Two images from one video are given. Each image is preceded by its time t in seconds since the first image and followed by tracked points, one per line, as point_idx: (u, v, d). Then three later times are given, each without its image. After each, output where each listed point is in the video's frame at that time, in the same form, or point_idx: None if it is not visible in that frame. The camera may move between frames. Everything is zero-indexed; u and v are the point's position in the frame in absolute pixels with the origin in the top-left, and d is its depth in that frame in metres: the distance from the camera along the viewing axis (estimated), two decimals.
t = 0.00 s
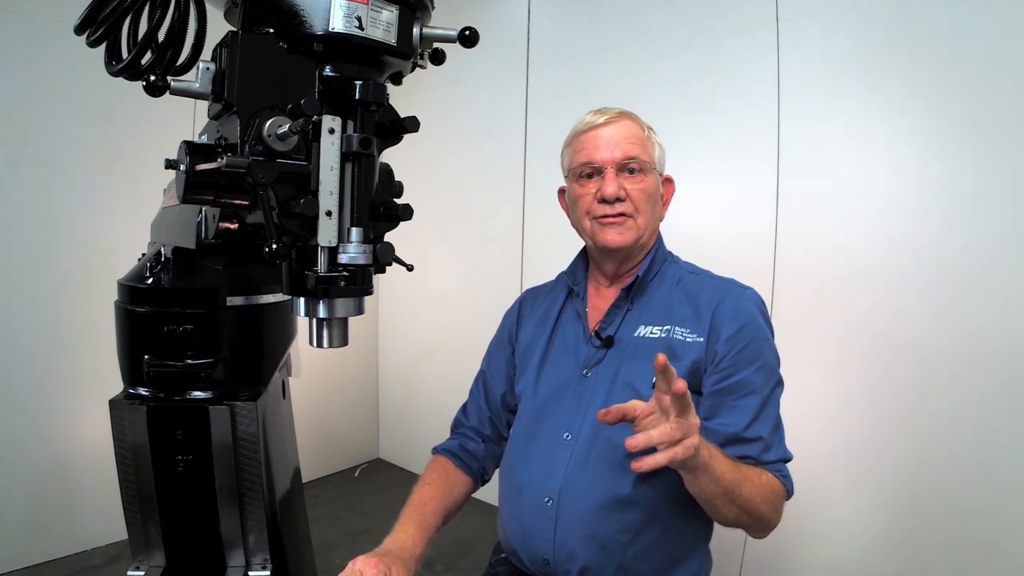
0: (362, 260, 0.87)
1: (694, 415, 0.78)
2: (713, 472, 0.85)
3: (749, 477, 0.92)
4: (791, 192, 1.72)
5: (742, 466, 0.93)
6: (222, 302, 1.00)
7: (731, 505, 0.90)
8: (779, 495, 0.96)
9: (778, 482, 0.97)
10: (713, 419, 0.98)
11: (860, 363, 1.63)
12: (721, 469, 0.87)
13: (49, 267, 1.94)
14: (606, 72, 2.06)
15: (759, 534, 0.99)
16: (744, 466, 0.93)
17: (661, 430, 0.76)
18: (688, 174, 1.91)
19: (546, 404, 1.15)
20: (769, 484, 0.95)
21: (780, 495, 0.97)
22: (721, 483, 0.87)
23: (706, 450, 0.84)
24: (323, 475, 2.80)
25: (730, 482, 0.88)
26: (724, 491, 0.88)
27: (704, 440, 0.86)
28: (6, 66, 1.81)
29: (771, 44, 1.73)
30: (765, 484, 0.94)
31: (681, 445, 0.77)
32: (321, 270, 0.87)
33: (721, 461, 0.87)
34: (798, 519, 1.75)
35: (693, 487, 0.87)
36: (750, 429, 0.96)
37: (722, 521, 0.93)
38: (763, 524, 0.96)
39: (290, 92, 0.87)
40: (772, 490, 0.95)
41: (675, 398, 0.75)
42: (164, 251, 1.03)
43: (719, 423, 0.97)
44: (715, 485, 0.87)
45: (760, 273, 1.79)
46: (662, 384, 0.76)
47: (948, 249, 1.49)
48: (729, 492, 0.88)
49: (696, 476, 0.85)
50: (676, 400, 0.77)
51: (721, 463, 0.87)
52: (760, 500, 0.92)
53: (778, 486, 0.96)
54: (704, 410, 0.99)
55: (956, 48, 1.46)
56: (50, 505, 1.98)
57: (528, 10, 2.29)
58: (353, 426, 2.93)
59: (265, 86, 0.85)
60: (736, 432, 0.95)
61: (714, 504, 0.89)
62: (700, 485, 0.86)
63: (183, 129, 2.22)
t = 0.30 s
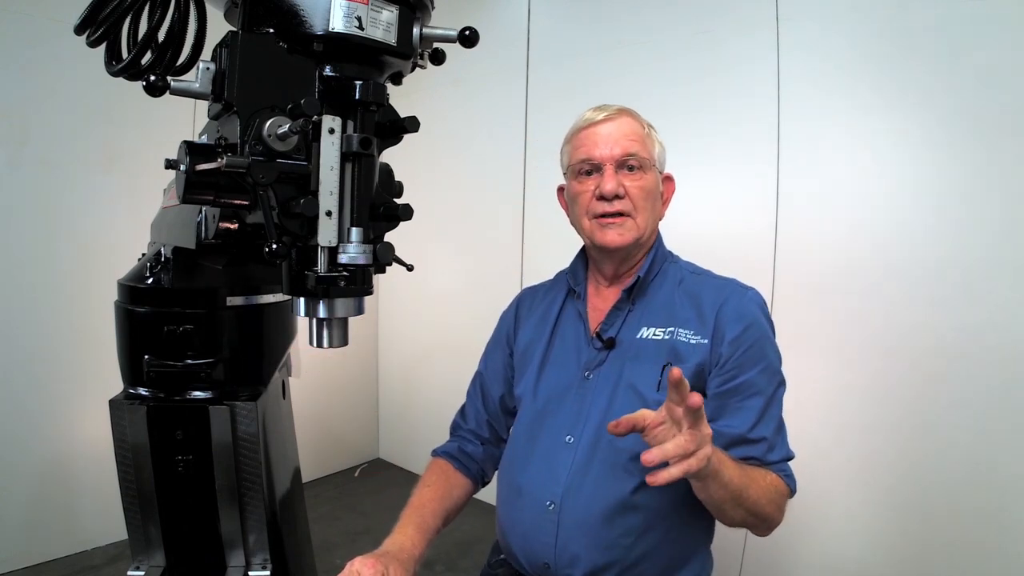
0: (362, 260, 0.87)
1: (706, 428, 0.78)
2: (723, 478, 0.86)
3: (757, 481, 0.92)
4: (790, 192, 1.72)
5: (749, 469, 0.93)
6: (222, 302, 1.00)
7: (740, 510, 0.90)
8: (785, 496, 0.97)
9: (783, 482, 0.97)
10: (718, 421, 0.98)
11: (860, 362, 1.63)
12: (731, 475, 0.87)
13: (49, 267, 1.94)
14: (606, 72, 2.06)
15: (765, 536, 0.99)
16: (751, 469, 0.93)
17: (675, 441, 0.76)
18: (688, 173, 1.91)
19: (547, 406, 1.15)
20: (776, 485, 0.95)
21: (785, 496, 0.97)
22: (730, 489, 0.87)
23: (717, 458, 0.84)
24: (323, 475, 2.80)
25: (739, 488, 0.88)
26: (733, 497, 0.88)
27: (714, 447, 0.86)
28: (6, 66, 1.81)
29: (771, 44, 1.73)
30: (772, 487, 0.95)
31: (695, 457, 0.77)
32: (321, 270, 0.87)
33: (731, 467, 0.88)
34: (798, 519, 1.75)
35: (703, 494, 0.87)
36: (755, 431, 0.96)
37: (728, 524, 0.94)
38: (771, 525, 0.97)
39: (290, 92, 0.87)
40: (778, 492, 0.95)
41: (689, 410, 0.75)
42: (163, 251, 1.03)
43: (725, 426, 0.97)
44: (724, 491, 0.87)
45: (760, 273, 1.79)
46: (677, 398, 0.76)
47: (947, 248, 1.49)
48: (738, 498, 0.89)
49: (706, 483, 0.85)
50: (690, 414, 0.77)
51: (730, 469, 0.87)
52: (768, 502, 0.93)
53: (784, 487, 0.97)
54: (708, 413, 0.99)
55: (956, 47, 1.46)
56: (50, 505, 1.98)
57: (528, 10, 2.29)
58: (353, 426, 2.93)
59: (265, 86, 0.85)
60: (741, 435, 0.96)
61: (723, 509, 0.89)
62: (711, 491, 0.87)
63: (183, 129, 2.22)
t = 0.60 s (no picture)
0: (362, 260, 0.87)
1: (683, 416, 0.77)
2: (711, 478, 0.86)
3: (750, 484, 0.92)
4: (791, 192, 1.72)
5: (742, 472, 0.93)
6: (222, 302, 1.00)
7: (731, 512, 0.90)
8: (782, 502, 0.96)
9: (780, 488, 0.97)
10: (714, 425, 0.99)
11: (860, 362, 1.63)
12: (719, 475, 0.87)
13: (49, 267, 1.94)
14: (606, 72, 2.06)
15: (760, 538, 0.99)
16: (744, 472, 0.93)
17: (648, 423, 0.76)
18: (688, 173, 1.91)
19: (547, 406, 1.15)
20: (771, 491, 0.95)
21: (783, 502, 0.97)
22: (719, 489, 0.87)
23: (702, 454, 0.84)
24: (323, 475, 2.80)
25: (727, 489, 0.88)
26: (721, 497, 0.88)
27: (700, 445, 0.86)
28: (6, 66, 1.81)
29: (772, 44, 1.73)
30: (767, 492, 0.94)
31: (671, 445, 0.76)
32: (321, 270, 0.87)
33: (718, 467, 0.87)
34: (798, 519, 1.75)
35: (690, 492, 0.87)
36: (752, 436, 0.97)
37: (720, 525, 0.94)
38: (766, 531, 0.96)
39: (290, 92, 0.87)
40: (773, 496, 0.95)
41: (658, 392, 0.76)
42: (164, 251, 1.03)
43: (720, 430, 0.98)
44: (712, 491, 0.87)
45: (760, 273, 1.79)
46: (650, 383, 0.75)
47: (948, 248, 1.49)
48: (726, 499, 0.89)
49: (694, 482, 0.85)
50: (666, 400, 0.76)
51: (718, 470, 0.87)
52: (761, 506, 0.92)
53: (781, 493, 0.96)
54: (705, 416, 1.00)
55: (955, 47, 1.46)
56: (50, 505, 1.98)
57: (528, 10, 2.29)
58: (353, 427, 2.93)
59: (265, 86, 0.85)
60: (737, 439, 0.96)
61: (712, 510, 0.89)
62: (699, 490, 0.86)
63: (183, 129, 2.22)
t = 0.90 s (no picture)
0: (362, 260, 0.87)
1: (533, 395, 0.79)
2: (620, 474, 0.82)
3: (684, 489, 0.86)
4: (791, 191, 1.72)
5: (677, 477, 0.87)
6: (222, 301, 1.00)
7: (660, 517, 0.85)
8: (740, 518, 0.88)
9: (737, 501, 0.88)
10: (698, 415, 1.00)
11: (860, 361, 1.63)
12: (633, 473, 0.83)
13: (49, 267, 1.94)
14: (606, 72, 2.06)
15: (728, 551, 0.89)
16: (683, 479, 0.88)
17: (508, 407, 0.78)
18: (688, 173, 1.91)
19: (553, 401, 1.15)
20: (717, 501, 0.87)
21: (741, 518, 0.88)
22: (637, 489, 0.83)
23: (603, 445, 0.81)
24: (323, 475, 2.80)
25: (646, 486, 0.83)
26: (640, 496, 0.83)
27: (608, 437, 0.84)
28: (6, 67, 1.81)
29: (772, 45, 1.73)
30: (711, 502, 0.87)
31: (532, 430, 0.77)
32: (321, 270, 0.87)
33: (630, 461, 0.83)
34: (798, 519, 1.75)
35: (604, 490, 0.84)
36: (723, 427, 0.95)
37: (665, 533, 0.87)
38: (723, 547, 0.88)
39: (290, 92, 0.87)
40: (721, 502, 0.87)
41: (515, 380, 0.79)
42: (163, 251, 1.03)
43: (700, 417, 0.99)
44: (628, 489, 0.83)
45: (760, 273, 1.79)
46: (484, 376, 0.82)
47: (946, 250, 1.49)
48: (648, 498, 0.83)
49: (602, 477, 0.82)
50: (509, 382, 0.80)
51: (631, 464, 0.83)
52: (698, 515, 0.85)
53: (739, 507, 0.88)
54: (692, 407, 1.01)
55: (956, 47, 1.46)
56: (50, 506, 1.98)
57: (529, 10, 2.29)
58: (352, 427, 2.93)
59: (265, 86, 0.85)
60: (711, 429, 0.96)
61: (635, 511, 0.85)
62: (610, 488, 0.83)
63: (183, 129, 2.22)
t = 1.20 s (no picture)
0: (362, 260, 0.87)
1: (407, 355, 0.77)
2: (513, 438, 0.79)
3: (583, 458, 0.82)
4: (791, 191, 1.72)
5: (578, 447, 0.84)
6: (222, 302, 1.00)
7: (555, 485, 0.81)
8: (647, 498, 0.84)
9: (646, 480, 0.85)
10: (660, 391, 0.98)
11: (861, 362, 1.63)
12: (527, 438, 0.80)
13: (49, 267, 1.94)
14: (606, 72, 2.06)
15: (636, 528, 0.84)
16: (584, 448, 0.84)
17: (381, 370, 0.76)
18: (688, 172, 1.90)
19: (553, 398, 1.16)
20: (621, 477, 0.84)
21: (649, 499, 0.84)
22: (531, 454, 0.80)
23: (492, 405, 0.79)
24: (323, 475, 2.80)
25: (537, 449, 0.80)
26: (533, 460, 0.80)
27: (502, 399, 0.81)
28: (6, 66, 1.81)
29: (772, 45, 1.73)
30: (614, 476, 0.83)
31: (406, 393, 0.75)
32: (321, 270, 0.87)
33: (524, 424, 0.81)
34: (798, 519, 1.75)
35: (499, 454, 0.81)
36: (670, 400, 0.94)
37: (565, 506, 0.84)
38: (627, 527, 0.84)
39: (290, 92, 0.87)
40: (626, 482, 0.83)
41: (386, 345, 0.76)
42: (164, 251, 1.03)
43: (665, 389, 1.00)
44: (521, 454, 0.80)
45: (761, 273, 1.78)
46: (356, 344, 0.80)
47: (947, 250, 1.49)
48: (540, 464, 0.80)
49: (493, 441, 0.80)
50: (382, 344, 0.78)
51: (524, 429, 0.80)
52: (595, 487, 0.81)
53: (648, 487, 0.85)
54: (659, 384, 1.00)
55: (956, 47, 1.46)
56: (49, 506, 1.98)
57: (528, 10, 2.29)
58: (353, 427, 2.93)
59: (265, 86, 0.85)
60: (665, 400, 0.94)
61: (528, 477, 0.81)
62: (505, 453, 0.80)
63: (183, 129, 2.22)
